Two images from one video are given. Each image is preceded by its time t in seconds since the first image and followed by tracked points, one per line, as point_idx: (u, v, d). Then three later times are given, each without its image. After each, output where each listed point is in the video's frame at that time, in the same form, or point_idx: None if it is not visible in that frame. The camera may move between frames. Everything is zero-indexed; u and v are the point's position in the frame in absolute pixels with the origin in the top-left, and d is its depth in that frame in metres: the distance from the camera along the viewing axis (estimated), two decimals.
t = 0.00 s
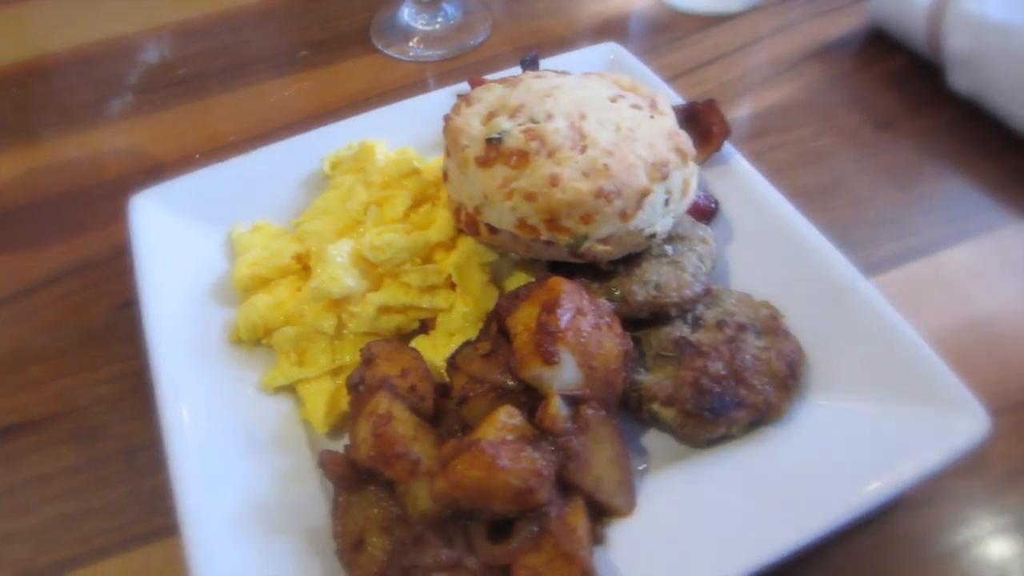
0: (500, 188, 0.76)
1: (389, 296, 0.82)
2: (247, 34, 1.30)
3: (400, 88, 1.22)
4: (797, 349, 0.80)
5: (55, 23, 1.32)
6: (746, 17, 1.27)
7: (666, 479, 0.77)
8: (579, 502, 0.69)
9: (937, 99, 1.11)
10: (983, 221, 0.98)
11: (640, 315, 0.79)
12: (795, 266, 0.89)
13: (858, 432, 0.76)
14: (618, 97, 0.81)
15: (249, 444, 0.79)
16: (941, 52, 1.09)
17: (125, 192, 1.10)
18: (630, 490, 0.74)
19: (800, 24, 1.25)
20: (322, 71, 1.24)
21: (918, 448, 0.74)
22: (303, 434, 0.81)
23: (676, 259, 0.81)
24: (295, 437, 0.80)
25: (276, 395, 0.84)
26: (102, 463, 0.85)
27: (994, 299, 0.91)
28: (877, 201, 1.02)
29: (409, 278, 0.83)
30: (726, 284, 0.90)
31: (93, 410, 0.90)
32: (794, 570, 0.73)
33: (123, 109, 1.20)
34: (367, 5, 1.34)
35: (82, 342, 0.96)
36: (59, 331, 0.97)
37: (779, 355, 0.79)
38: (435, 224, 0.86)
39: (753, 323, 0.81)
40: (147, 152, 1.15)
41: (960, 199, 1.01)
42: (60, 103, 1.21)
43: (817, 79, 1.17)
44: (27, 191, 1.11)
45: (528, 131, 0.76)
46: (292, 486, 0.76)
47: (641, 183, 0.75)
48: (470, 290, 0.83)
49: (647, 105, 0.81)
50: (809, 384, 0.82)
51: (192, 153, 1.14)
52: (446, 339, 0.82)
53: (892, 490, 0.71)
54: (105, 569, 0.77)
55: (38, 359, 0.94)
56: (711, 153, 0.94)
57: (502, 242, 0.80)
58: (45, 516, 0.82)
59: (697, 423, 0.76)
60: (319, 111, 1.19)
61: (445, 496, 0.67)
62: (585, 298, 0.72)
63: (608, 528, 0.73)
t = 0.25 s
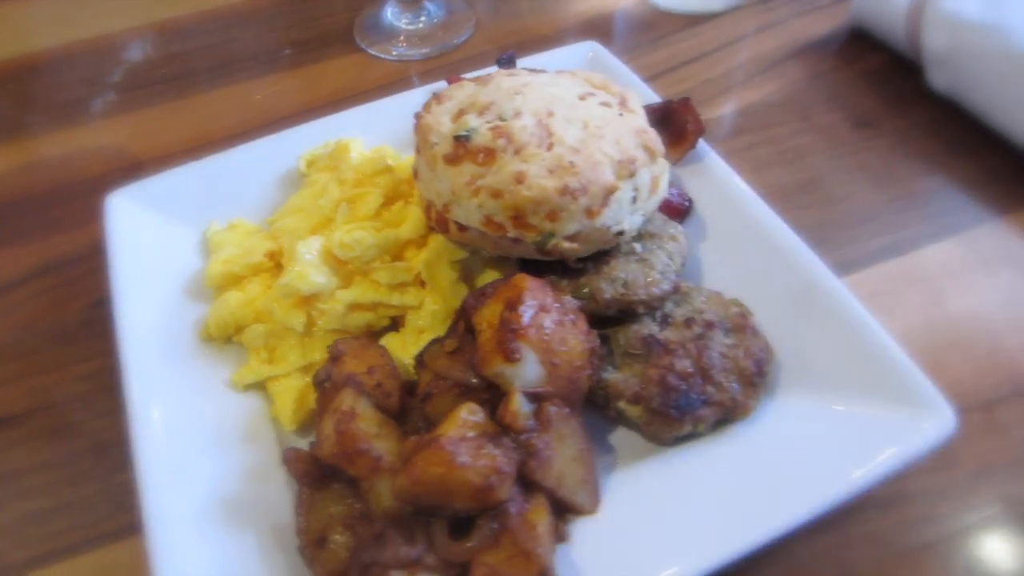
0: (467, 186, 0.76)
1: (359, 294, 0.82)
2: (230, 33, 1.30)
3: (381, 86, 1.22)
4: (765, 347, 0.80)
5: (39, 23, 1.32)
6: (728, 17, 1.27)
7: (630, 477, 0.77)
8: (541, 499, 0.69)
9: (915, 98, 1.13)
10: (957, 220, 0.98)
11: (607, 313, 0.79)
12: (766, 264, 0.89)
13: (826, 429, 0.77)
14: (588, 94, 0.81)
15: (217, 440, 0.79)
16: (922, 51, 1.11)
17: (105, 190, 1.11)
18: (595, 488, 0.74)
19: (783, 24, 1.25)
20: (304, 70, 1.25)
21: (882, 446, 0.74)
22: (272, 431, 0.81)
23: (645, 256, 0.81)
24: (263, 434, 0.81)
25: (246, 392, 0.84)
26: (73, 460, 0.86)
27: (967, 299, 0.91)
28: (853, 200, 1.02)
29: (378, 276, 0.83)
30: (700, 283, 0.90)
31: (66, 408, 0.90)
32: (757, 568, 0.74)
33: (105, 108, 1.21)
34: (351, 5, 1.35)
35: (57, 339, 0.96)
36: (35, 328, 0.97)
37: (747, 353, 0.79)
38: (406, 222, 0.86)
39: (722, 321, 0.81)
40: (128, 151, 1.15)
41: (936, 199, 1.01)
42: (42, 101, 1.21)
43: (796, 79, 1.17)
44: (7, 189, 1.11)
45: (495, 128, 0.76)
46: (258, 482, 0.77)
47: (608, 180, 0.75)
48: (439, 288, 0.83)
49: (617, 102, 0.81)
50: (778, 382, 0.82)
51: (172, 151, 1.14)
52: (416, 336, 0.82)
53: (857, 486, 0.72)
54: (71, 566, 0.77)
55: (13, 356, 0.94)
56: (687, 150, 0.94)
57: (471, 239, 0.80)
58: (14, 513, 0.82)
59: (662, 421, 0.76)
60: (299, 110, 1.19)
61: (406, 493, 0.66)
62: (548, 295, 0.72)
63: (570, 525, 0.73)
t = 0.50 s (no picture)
0: (438, 194, 0.76)
1: (333, 301, 0.82)
2: (218, 39, 1.31)
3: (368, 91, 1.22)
4: (740, 357, 0.79)
5: (29, 27, 1.33)
6: (717, 21, 1.26)
7: (603, 488, 0.76)
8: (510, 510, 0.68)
9: (901, 103, 1.12)
10: (942, 227, 0.98)
11: (580, 322, 0.79)
12: (744, 274, 0.88)
13: (803, 440, 0.76)
14: (562, 101, 0.81)
15: (191, 447, 0.79)
16: (907, 56, 1.11)
17: (90, 194, 1.11)
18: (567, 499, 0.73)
19: (771, 28, 1.24)
20: (291, 75, 1.25)
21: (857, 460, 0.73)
22: (246, 438, 0.81)
23: (619, 264, 0.81)
24: (237, 442, 0.81)
25: (222, 399, 0.84)
26: (52, 466, 0.86)
27: (949, 309, 0.90)
28: (837, 207, 1.01)
29: (353, 283, 0.83)
30: (676, 290, 0.90)
31: (46, 413, 0.90)
32: None
33: (94, 113, 1.21)
34: (340, 9, 1.35)
35: (39, 345, 0.96)
36: (17, 334, 0.97)
37: (721, 362, 0.78)
38: (382, 229, 0.86)
39: (697, 330, 0.80)
40: (115, 156, 1.15)
41: (922, 206, 1.00)
42: (31, 106, 1.22)
43: (783, 84, 1.16)
44: None
45: (466, 136, 0.76)
46: (230, 490, 0.76)
47: (578, 188, 0.75)
48: (413, 296, 0.83)
49: (591, 109, 0.82)
50: (754, 394, 0.81)
51: (158, 156, 1.15)
52: (390, 344, 0.82)
53: (832, 499, 0.71)
54: (44, 573, 0.77)
55: None
56: (665, 157, 0.95)
57: (445, 247, 0.80)
58: None
59: (635, 432, 0.76)
60: (285, 115, 1.19)
61: (373, 504, 0.66)
62: (517, 304, 0.72)
63: (542, 536, 0.72)
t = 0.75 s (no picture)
0: (436, 206, 0.77)
1: (335, 312, 0.83)
2: (232, 52, 1.33)
3: (377, 102, 1.23)
4: (741, 369, 0.79)
5: (50, 42, 1.36)
6: (727, 29, 1.25)
7: (601, 500, 0.75)
8: (504, 521, 0.68)
9: (914, 110, 1.10)
10: (954, 236, 0.96)
11: (579, 333, 0.79)
12: (746, 284, 0.87)
13: (805, 452, 0.75)
14: (561, 113, 0.82)
15: (194, 454, 0.80)
16: (920, 62, 1.09)
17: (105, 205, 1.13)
18: (564, 511, 0.72)
19: (782, 35, 1.23)
20: (303, 87, 1.27)
21: (857, 475, 0.72)
22: (248, 447, 0.82)
23: (618, 276, 0.81)
24: (239, 450, 0.82)
25: (226, 408, 0.85)
26: (62, 472, 0.88)
27: (960, 320, 0.88)
28: (846, 217, 1.00)
29: (354, 294, 0.84)
30: (676, 300, 0.90)
31: (57, 420, 0.92)
32: None
33: (111, 125, 1.24)
34: (352, 22, 1.36)
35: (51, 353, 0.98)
36: (32, 341, 0.99)
37: (721, 374, 0.78)
38: (384, 240, 0.87)
39: (697, 342, 0.80)
40: (130, 167, 1.17)
41: (933, 214, 0.99)
42: (51, 118, 1.25)
43: (793, 91, 1.15)
44: (12, 204, 1.14)
45: (464, 149, 0.77)
46: (231, 497, 0.77)
47: (574, 200, 0.75)
48: (413, 307, 0.83)
49: (589, 121, 0.82)
50: (755, 406, 0.80)
51: (172, 167, 1.17)
52: (391, 354, 0.83)
53: (831, 516, 0.70)
54: None
55: (9, 368, 0.97)
56: (669, 166, 0.95)
57: (445, 258, 0.80)
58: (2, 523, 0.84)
59: (633, 444, 0.75)
60: (296, 126, 1.21)
61: (367, 513, 0.66)
62: (512, 316, 0.73)
63: (538, 548, 0.72)
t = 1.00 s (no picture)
0: (419, 199, 0.76)
1: (317, 304, 0.83)
2: (234, 47, 1.34)
3: (375, 98, 1.23)
4: (723, 368, 0.78)
5: (56, 35, 1.37)
6: (727, 29, 1.25)
7: (578, 497, 0.75)
8: (476, 515, 0.67)
9: (914, 112, 1.09)
10: (949, 239, 0.94)
11: (560, 329, 0.78)
12: (733, 282, 0.87)
13: (787, 450, 0.74)
14: (548, 109, 0.81)
15: (174, 443, 0.80)
16: (922, 64, 1.08)
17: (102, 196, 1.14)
18: (537, 507, 0.71)
19: (783, 36, 1.22)
20: (302, 82, 1.27)
21: (837, 476, 0.71)
22: (227, 436, 0.82)
23: (601, 272, 0.80)
24: (219, 439, 0.82)
25: (208, 397, 0.85)
26: (46, 458, 0.88)
27: (950, 323, 0.87)
28: (839, 218, 0.99)
29: (338, 286, 0.84)
30: (663, 299, 0.89)
31: (44, 407, 0.93)
32: None
33: (112, 118, 1.25)
34: (353, 19, 1.37)
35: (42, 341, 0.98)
36: (23, 329, 1.00)
37: (701, 373, 0.77)
38: (369, 234, 0.87)
39: (679, 339, 0.79)
40: (128, 160, 1.18)
41: (929, 217, 0.97)
42: (53, 111, 1.26)
43: (791, 92, 1.14)
44: (11, 194, 1.15)
45: (448, 142, 0.76)
46: (208, 485, 0.77)
47: (557, 195, 0.74)
48: (395, 300, 0.83)
49: (576, 117, 0.81)
50: (737, 404, 0.79)
51: (169, 160, 1.17)
52: (372, 347, 0.82)
53: (809, 516, 0.69)
54: (29, 563, 0.79)
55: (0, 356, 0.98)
56: (660, 165, 0.94)
57: (428, 252, 0.79)
58: None
59: (610, 440, 0.74)
60: (293, 121, 1.21)
61: (337, 503, 0.66)
62: (490, 309, 0.72)
63: (511, 543, 0.71)
